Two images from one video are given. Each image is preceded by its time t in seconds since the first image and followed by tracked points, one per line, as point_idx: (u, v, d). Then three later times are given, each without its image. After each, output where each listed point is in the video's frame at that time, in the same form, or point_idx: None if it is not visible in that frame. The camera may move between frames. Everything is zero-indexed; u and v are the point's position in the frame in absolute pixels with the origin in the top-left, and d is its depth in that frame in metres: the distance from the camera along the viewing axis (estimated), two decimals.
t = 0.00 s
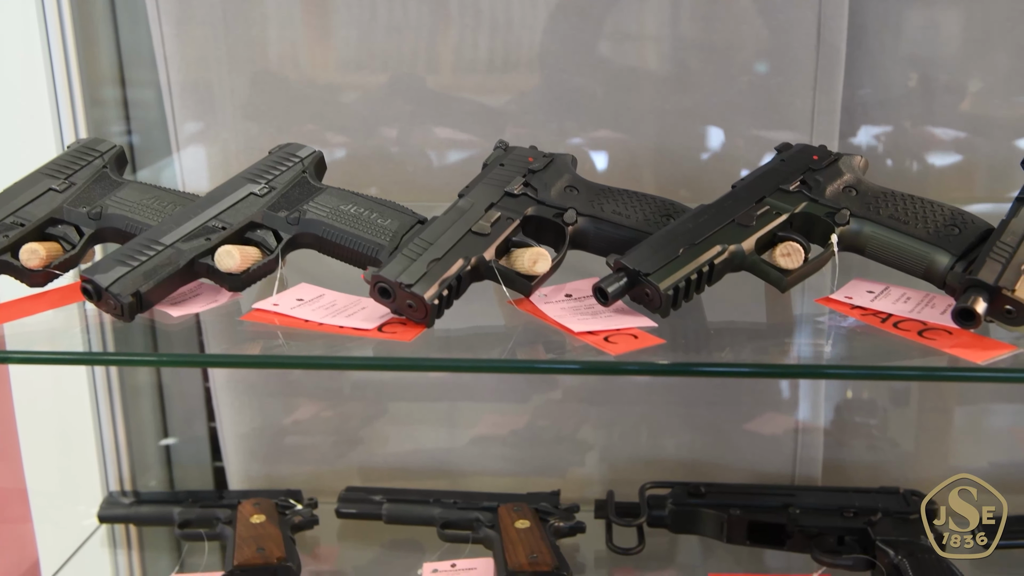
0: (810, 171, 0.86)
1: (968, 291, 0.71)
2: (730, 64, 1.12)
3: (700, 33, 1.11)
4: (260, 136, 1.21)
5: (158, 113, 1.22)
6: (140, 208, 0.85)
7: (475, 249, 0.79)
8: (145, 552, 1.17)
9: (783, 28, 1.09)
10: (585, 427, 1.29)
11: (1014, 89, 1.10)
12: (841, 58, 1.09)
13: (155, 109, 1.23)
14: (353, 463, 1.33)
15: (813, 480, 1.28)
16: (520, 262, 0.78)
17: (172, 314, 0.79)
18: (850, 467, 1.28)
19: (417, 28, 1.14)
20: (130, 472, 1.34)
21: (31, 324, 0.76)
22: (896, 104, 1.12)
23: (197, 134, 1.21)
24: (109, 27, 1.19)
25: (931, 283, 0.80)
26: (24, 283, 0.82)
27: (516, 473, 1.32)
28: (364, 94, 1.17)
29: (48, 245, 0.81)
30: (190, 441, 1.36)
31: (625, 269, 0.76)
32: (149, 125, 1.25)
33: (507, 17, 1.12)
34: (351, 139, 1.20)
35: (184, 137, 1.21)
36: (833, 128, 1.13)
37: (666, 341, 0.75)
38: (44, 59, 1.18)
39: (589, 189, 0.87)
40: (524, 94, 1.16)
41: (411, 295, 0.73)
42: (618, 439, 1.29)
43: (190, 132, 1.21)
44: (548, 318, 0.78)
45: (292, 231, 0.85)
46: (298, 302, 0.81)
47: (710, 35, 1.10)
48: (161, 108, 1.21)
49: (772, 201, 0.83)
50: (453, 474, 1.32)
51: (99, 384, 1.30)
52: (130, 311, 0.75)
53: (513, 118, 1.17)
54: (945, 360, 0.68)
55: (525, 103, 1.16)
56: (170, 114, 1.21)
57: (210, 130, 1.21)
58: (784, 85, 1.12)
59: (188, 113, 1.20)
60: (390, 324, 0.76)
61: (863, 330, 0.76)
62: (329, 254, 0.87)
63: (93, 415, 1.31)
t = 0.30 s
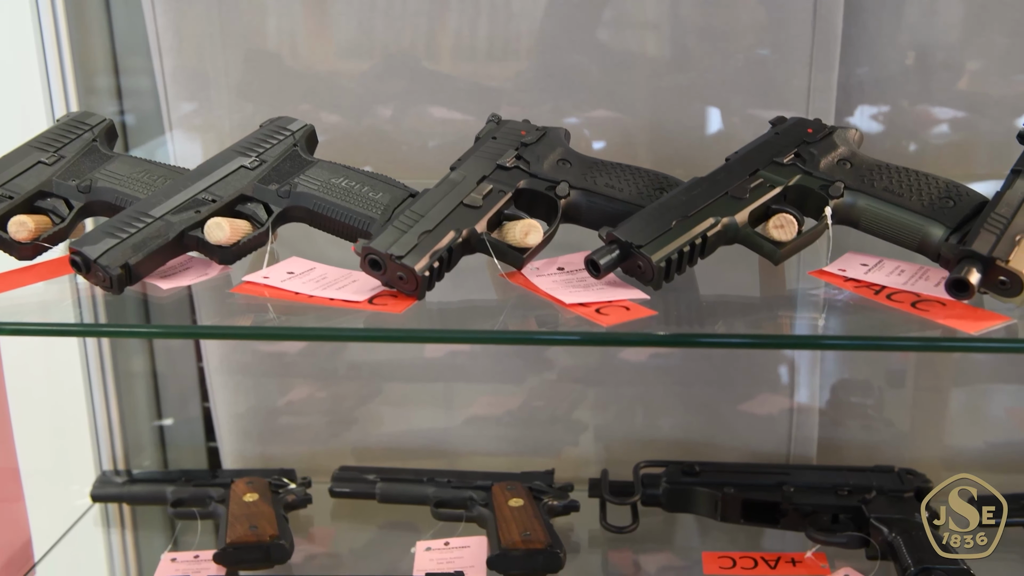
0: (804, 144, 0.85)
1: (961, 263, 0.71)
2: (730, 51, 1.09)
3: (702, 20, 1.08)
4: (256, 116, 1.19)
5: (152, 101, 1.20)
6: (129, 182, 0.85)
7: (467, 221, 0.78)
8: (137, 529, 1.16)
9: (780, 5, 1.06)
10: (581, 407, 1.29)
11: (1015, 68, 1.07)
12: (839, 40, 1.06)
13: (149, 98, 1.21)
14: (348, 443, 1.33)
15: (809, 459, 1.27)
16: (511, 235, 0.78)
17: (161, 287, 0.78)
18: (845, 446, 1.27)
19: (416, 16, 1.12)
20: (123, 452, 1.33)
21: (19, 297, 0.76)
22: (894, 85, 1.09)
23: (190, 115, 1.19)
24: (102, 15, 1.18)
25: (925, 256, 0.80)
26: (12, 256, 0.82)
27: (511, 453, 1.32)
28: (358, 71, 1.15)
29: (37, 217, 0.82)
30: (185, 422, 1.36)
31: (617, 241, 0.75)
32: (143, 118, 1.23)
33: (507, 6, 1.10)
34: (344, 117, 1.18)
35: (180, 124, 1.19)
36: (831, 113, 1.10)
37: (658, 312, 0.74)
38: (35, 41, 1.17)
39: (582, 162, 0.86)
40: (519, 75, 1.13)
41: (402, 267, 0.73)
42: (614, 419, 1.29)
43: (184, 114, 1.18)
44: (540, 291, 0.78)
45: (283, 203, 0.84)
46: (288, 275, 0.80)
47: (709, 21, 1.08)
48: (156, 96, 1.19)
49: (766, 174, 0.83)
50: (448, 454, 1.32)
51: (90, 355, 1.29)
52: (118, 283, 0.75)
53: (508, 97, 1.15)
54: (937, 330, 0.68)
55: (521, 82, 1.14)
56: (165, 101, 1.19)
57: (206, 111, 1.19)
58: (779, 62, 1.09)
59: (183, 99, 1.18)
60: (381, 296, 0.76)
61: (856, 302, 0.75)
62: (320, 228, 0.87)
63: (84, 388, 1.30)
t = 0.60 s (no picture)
0: (801, 114, 0.85)
1: (958, 232, 0.70)
2: (729, 26, 1.07)
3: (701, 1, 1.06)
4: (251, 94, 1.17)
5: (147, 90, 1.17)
6: (120, 152, 0.84)
7: (460, 191, 0.77)
8: (131, 507, 1.16)
9: None
10: (578, 384, 1.28)
11: (1012, 45, 1.04)
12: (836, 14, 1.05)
13: (144, 86, 1.18)
14: (342, 420, 1.32)
15: (805, 435, 1.27)
16: (506, 205, 0.77)
17: (153, 258, 0.78)
18: (841, 421, 1.27)
19: None
20: (117, 429, 1.34)
21: (9, 267, 0.75)
22: (890, 60, 1.07)
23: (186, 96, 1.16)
24: (97, 4, 1.15)
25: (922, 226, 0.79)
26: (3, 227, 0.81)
27: (506, 430, 1.32)
28: (352, 45, 1.12)
29: (27, 187, 0.81)
30: (178, 399, 1.35)
31: (612, 211, 0.75)
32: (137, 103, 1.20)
33: None
34: (339, 94, 1.15)
35: (177, 112, 1.17)
36: (832, 89, 1.09)
37: (653, 282, 0.74)
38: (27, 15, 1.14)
39: (577, 133, 0.86)
40: (514, 52, 1.11)
41: (395, 237, 0.72)
42: (610, 395, 1.28)
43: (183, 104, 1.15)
44: (535, 261, 0.77)
45: (276, 174, 0.84)
46: (281, 246, 0.79)
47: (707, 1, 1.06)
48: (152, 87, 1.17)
49: (762, 144, 0.82)
50: (443, 431, 1.32)
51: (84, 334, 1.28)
52: (110, 253, 0.74)
53: (503, 75, 1.13)
54: (933, 298, 0.68)
55: (515, 58, 1.12)
56: (161, 90, 1.16)
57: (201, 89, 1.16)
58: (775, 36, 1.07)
59: (178, 86, 1.16)
60: (374, 267, 0.75)
61: (853, 272, 0.75)
62: (313, 199, 0.86)
63: (77, 367, 1.30)
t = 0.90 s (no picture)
0: (801, 81, 0.84)
1: (960, 195, 0.70)
2: None
3: None
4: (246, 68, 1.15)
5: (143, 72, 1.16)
6: (114, 120, 0.84)
7: (457, 157, 0.77)
8: (129, 480, 1.16)
9: None
10: (575, 358, 1.28)
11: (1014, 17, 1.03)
12: None
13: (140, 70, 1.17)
14: (340, 394, 1.32)
15: (803, 409, 1.27)
16: (503, 171, 0.77)
17: (149, 225, 0.77)
18: (839, 395, 1.26)
19: None
20: (113, 403, 1.33)
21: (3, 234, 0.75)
22: (891, 32, 1.06)
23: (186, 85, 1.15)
24: None
25: (922, 193, 0.78)
26: None
27: (503, 404, 1.31)
28: (346, 21, 1.11)
29: (21, 155, 0.81)
30: (176, 372, 1.34)
31: (610, 177, 0.74)
32: (131, 83, 1.19)
33: None
34: (336, 68, 1.14)
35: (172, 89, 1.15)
36: (834, 60, 1.07)
37: (652, 248, 0.73)
38: None
39: (575, 100, 0.85)
40: (511, 26, 1.10)
41: (392, 202, 0.72)
42: (608, 369, 1.28)
43: (177, 89, 1.14)
44: (533, 228, 0.77)
45: (271, 141, 0.83)
46: (276, 214, 0.79)
47: None
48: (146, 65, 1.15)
49: (762, 110, 0.81)
50: (440, 405, 1.32)
51: (80, 307, 1.28)
52: (105, 220, 0.73)
53: (500, 48, 1.11)
54: (934, 262, 0.67)
55: (511, 31, 1.10)
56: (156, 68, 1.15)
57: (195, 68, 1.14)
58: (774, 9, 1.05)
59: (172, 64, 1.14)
60: (370, 233, 0.75)
61: (854, 238, 0.74)
62: (309, 166, 0.85)
63: (72, 337, 1.29)
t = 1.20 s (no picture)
0: (805, 43, 0.83)
1: (968, 155, 0.69)
2: None
3: None
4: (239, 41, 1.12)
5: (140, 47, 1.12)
6: (109, 82, 0.83)
7: (458, 118, 0.76)
8: (127, 451, 1.15)
9: None
10: (575, 329, 1.27)
11: None
12: None
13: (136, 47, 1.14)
14: (339, 365, 1.31)
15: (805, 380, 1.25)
16: (505, 133, 0.76)
17: (145, 185, 0.77)
18: (840, 365, 1.26)
19: None
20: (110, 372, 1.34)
21: None
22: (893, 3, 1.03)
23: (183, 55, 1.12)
24: None
25: (929, 155, 0.78)
26: None
27: (503, 375, 1.31)
28: None
29: (15, 116, 0.80)
30: (173, 344, 1.33)
31: (614, 138, 0.73)
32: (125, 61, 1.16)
33: None
34: (335, 39, 1.11)
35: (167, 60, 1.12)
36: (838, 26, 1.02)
37: (656, 209, 0.73)
38: None
39: (577, 63, 0.84)
40: None
41: (393, 162, 0.71)
42: (608, 341, 1.27)
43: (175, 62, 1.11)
44: (535, 189, 0.76)
45: (270, 103, 0.82)
46: (275, 175, 0.78)
47: None
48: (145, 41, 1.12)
49: (767, 72, 0.80)
50: (439, 376, 1.31)
51: (76, 277, 1.29)
52: (100, 180, 0.73)
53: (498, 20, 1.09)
54: (941, 222, 0.67)
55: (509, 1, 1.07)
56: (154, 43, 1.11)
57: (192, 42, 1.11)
58: None
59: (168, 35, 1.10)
60: (370, 194, 0.74)
61: (860, 199, 0.74)
62: (307, 129, 0.84)
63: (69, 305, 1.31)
